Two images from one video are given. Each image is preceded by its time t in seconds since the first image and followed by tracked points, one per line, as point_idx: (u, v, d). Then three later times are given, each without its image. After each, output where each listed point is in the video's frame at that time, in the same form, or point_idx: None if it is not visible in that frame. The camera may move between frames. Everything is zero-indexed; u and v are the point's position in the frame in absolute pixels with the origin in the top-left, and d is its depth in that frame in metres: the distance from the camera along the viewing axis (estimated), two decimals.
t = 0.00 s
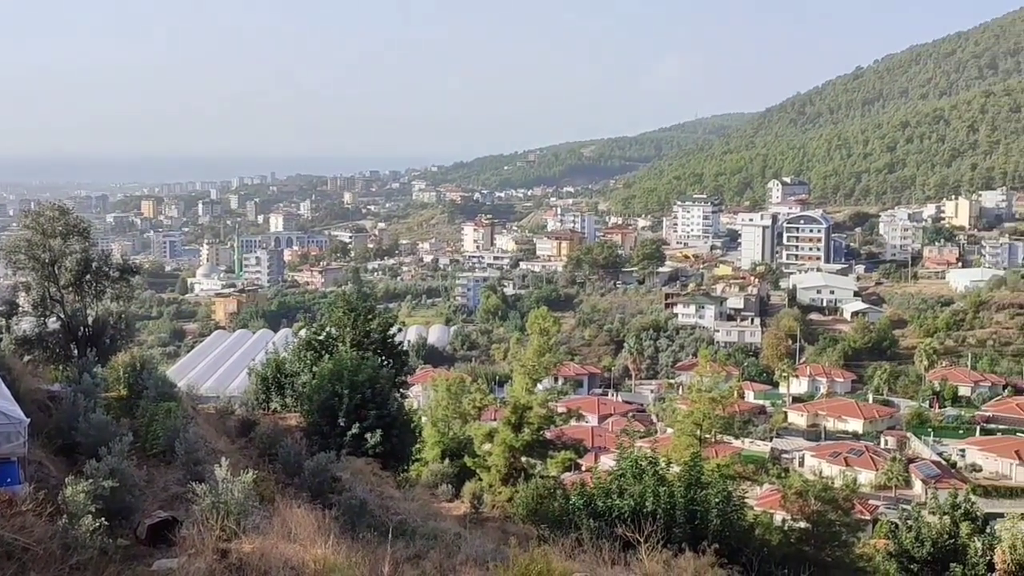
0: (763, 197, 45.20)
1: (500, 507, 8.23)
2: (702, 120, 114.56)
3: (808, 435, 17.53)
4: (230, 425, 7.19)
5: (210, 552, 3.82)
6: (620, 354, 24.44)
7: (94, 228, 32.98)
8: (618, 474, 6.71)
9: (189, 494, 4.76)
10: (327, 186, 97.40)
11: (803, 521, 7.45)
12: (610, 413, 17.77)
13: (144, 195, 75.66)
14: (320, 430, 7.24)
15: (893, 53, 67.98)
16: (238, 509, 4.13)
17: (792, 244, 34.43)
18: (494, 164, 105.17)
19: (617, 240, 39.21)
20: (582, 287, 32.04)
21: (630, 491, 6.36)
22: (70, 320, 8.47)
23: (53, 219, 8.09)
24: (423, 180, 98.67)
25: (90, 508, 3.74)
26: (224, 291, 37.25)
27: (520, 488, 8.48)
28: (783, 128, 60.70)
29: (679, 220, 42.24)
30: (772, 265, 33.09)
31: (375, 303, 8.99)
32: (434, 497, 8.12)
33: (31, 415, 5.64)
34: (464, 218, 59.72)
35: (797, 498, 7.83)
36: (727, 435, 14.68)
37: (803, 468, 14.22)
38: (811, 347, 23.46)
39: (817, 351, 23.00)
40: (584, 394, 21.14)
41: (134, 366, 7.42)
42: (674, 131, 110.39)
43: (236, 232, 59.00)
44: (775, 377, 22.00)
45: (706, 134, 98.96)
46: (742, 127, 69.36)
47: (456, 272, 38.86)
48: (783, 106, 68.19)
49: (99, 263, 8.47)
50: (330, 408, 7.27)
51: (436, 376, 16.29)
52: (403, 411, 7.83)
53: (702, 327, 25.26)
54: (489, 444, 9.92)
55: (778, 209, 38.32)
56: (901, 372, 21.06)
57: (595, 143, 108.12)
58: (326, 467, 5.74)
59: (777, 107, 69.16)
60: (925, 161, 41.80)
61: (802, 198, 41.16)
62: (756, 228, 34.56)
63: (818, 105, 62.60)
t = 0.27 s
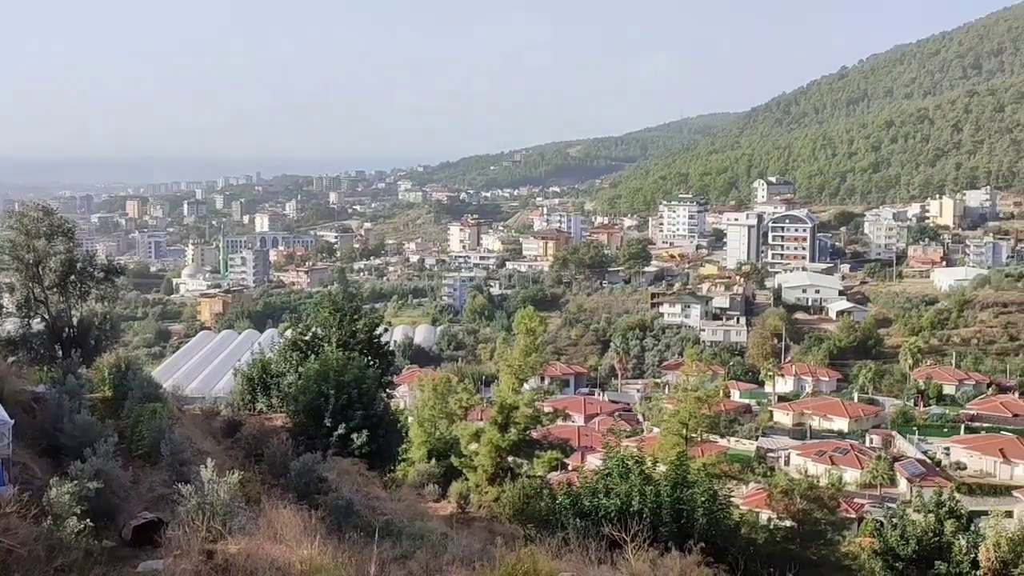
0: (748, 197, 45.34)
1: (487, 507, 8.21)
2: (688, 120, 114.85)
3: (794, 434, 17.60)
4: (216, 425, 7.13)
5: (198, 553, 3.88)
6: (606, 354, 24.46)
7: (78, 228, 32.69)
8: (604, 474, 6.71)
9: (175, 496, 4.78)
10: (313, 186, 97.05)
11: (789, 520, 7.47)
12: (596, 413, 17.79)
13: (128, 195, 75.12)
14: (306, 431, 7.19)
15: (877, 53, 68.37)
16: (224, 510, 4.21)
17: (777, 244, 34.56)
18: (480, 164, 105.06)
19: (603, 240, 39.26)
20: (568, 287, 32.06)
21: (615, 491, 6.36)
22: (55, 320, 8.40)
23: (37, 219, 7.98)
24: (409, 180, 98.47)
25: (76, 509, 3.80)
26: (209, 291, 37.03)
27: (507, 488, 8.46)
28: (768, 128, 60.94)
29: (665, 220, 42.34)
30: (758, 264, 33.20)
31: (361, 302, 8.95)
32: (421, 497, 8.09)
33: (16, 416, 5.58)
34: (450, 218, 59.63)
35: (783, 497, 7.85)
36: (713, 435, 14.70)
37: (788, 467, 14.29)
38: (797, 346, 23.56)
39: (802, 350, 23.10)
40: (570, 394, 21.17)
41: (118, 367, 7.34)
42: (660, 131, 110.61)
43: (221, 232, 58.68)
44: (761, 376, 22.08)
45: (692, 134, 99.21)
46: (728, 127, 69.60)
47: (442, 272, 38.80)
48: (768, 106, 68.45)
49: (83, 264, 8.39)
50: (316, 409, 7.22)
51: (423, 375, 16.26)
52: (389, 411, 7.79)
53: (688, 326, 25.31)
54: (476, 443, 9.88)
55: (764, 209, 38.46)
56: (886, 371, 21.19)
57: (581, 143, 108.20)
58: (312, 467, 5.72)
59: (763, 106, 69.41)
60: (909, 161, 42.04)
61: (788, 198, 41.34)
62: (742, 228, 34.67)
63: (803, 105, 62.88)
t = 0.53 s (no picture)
0: (735, 197, 45.48)
1: (474, 507, 8.19)
2: (675, 120, 115.13)
3: (780, 433, 17.67)
4: (202, 426, 7.10)
5: (184, 556, 3.88)
6: (593, 354, 24.50)
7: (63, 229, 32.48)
8: (592, 473, 6.70)
9: (162, 497, 4.76)
10: (300, 186, 96.78)
11: (776, 519, 7.50)
12: (584, 412, 17.80)
13: (114, 196, 74.65)
14: (293, 432, 7.16)
15: (863, 54, 68.79)
16: (211, 511, 4.20)
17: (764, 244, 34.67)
18: (467, 164, 105.03)
19: (590, 240, 39.31)
20: (555, 287, 32.07)
21: (603, 490, 6.35)
22: (41, 321, 8.33)
23: (21, 220, 7.93)
24: (396, 180, 98.30)
25: (61, 511, 3.79)
26: (196, 292, 36.85)
27: (494, 488, 8.45)
28: (754, 128, 61.15)
29: (652, 220, 42.44)
30: (745, 264, 33.31)
31: (348, 303, 8.92)
32: (408, 497, 8.07)
33: None
34: (437, 218, 59.55)
35: (769, 496, 7.87)
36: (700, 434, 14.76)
37: (775, 466, 14.34)
38: (783, 345, 23.66)
39: (789, 349, 23.20)
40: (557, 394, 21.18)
41: (104, 368, 7.28)
42: (647, 131, 110.85)
43: (207, 233, 58.41)
44: (748, 376, 22.17)
45: (678, 134, 99.44)
46: (715, 127, 69.79)
47: (429, 272, 38.73)
48: (755, 106, 68.68)
49: (69, 265, 8.34)
50: (303, 410, 7.19)
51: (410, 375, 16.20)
52: (376, 412, 7.76)
53: (675, 326, 25.37)
54: (463, 444, 9.87)
55: (750, 209, 38.59)
56: (872, 370, 21.31)
57: (569, 143, 108.36)
58: (299, 468, 5.69)
59: (749, 106, 69.64)
60: (894, 161, 42.27)
61: (774, 198, 41.44)
62: (728, 228, 34.79)
63: (789, 105, 63.14)
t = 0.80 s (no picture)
0: (722, 197, 45.62)
1: (463, 508, 8.17)
2: (662, 120, 115.40)
3: (768, 432, 17.72)
4: (189, 428, 7.04)
5: (171, 557, 3.89)
6: (581, 354, 24.51)
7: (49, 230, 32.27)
8: (579, 473, 6.68)
9: (149, 499, 4.73)
10: (287, 186, 96.49)
11: (764, 518, 7.53)
12: (572, 413, 17.81)
13: (100, 196, 74.21)
14: (281, 433, 7.12)
15: (849, 54, 69.17)
16: (198, 513, 4.20)
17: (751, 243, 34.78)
18: (455, 164, 104.95)
19: (578, 240, 39.35)
20: (543, 287, 32.08)
21: (591, 490, 6.34)
22: (26, 323, 8.21)
23: (7, 221, 7.87)
24: (383, 181, 98.14)
25: (48, 514, 3.77)
26: (183, 293, 36.69)
27: (483, 489, 8.43)
28: (741, 128, 61.36)
29: (639, 221, 42.51)
30: (732, 264, 33.42)
31: (336, 304, 8.88)
32: (396, 498, 8.05)
33: None
34: (425, 218, 59.48)
35: (757, 495, 7.87)
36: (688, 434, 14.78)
37: (763, 465, 14.39)
38: (771, 345, 23.74)
39: (776, 349, 23.27)
40: (545, 394, 21.19)
41: (91, 370, 7.21)
42: (634, 131, 111.07)
43: (194, 233, 58.14)
44: (735, 376, 22.24)
45: (666, 134, 99.65)
46: (702, 127, 69.96)
47: (417, 273, 38.67)
48: (742, 106, 68.91)
49: (55, 266, 8.26)
50: (291, 411, 7.15)
51: (398, 377, 16.15)
52: (364, 412, 7.73)
53: (663, 326, 25.41)
54: (451, 444, 9.85)
55: (737, 208, 38.70)
56: (859, 369, 21.42)
57: (556, 143, 108.47)
58: (287, 469, 5.65)
59: (736, 107, 69.87)
60: (881, 161, 42.49)
61: (761, 197, 41.52)
62: (715, 228, 34.90)
63: (776, 105, 63.38)
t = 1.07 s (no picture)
0: (709, 197, 45.76)
1: (451, 509, 8.15)
2: (650, 120, 115.65)
3: (756, 432, 17.77)
4: (176, 429, 6.99)
5: (158, 559, 3.89)
6: (569, 354, 24.52)
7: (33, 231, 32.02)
8: (567, 474, 6.67)
9: (136, 501, 4.71)
10: (275, 187, 96.15)
11: (751, 518, 7.55)
12: (560, 413, 17.81)
13: (86, 198, 73.74)
14: (268, 434, 7.08)
15: (836, 54, 69.57)
16: (185, 515, 4.20)
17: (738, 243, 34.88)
18: (443, 164, 104.86)
19: (565, 240, 39.38)
20: (531, 288, 32.07)
21: (580, 490, 6.33)
22: (11, 325, 7.98)
23: None
24: (371, 181, 97.94)
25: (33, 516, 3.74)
26: (169, 294, 36.49)
27: (471, 490, 8.41)
28: (728, 127, 61.56)
29: (627, 221, 42.58)
30: (719, 264, 33.51)
31: (323, 304, 8.84)
32: (384, 499, 8.02)
33: None
34: (412, 219, 59.40)
35: (745, 495, 7.90)
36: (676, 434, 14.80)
37: (750, 465, 14.43)
38: (758, 345, 23.80)
39: (763, 349, 23.34)
40: (533, 394, 21.18)
41: (76, 370, 7.15)
42: (622, 131, 111.27)
43: (181, 234, 57.86)
44: (723, 376, 22.29)
45: (653, 134, 99.88)
46: (690, 126, 70.15)
47: (404, 273, 38.59)
48: (729, 106, 69.14)
49: (41, 268, 8.23)
50: (278, 412, 7.11)
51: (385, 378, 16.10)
52: (352, 413, 7.69)
53: (650, 326, 25.44)
54: (439, 445, 9.83)
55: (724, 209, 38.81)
56: (846, 369, 21.52)
57: (544, 143, 108.54)
58: (274, 471, 5.62)
59: (723, 107, 70.09)
60: (867, 162, 42.70)
61: (748, 197, 41.61)
62: (703, 228, 34.99)
63: (763, 105, 63.63)
